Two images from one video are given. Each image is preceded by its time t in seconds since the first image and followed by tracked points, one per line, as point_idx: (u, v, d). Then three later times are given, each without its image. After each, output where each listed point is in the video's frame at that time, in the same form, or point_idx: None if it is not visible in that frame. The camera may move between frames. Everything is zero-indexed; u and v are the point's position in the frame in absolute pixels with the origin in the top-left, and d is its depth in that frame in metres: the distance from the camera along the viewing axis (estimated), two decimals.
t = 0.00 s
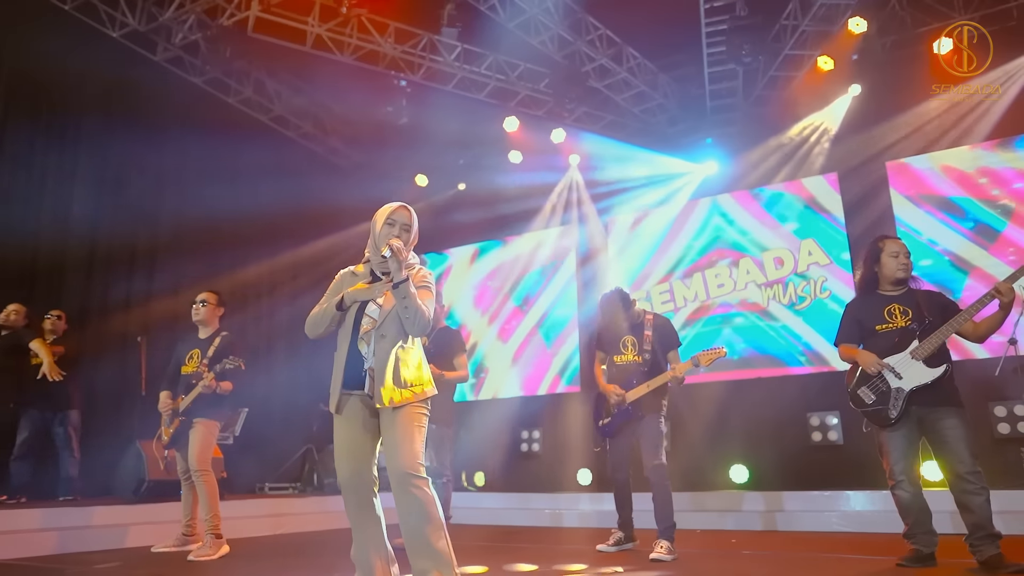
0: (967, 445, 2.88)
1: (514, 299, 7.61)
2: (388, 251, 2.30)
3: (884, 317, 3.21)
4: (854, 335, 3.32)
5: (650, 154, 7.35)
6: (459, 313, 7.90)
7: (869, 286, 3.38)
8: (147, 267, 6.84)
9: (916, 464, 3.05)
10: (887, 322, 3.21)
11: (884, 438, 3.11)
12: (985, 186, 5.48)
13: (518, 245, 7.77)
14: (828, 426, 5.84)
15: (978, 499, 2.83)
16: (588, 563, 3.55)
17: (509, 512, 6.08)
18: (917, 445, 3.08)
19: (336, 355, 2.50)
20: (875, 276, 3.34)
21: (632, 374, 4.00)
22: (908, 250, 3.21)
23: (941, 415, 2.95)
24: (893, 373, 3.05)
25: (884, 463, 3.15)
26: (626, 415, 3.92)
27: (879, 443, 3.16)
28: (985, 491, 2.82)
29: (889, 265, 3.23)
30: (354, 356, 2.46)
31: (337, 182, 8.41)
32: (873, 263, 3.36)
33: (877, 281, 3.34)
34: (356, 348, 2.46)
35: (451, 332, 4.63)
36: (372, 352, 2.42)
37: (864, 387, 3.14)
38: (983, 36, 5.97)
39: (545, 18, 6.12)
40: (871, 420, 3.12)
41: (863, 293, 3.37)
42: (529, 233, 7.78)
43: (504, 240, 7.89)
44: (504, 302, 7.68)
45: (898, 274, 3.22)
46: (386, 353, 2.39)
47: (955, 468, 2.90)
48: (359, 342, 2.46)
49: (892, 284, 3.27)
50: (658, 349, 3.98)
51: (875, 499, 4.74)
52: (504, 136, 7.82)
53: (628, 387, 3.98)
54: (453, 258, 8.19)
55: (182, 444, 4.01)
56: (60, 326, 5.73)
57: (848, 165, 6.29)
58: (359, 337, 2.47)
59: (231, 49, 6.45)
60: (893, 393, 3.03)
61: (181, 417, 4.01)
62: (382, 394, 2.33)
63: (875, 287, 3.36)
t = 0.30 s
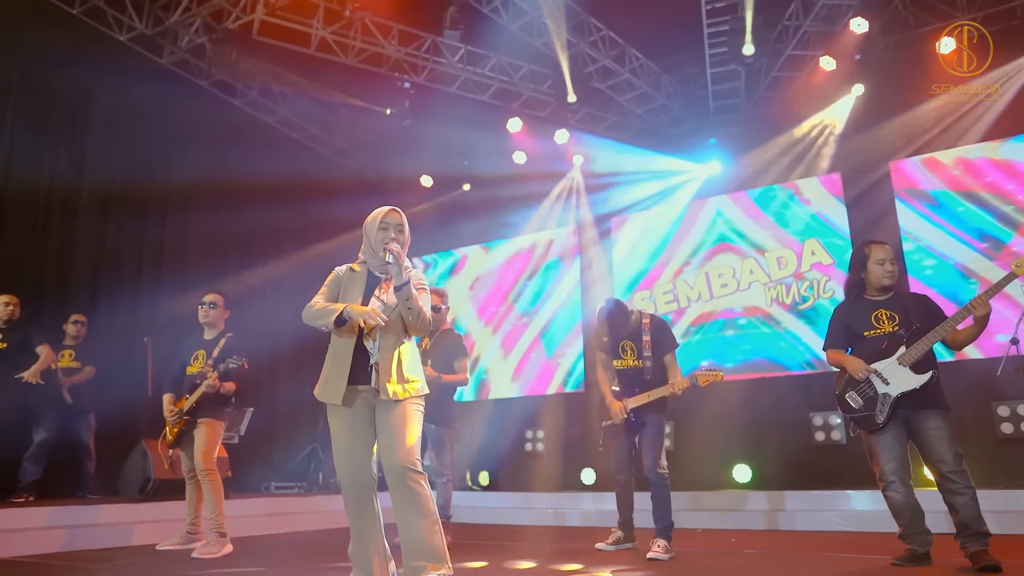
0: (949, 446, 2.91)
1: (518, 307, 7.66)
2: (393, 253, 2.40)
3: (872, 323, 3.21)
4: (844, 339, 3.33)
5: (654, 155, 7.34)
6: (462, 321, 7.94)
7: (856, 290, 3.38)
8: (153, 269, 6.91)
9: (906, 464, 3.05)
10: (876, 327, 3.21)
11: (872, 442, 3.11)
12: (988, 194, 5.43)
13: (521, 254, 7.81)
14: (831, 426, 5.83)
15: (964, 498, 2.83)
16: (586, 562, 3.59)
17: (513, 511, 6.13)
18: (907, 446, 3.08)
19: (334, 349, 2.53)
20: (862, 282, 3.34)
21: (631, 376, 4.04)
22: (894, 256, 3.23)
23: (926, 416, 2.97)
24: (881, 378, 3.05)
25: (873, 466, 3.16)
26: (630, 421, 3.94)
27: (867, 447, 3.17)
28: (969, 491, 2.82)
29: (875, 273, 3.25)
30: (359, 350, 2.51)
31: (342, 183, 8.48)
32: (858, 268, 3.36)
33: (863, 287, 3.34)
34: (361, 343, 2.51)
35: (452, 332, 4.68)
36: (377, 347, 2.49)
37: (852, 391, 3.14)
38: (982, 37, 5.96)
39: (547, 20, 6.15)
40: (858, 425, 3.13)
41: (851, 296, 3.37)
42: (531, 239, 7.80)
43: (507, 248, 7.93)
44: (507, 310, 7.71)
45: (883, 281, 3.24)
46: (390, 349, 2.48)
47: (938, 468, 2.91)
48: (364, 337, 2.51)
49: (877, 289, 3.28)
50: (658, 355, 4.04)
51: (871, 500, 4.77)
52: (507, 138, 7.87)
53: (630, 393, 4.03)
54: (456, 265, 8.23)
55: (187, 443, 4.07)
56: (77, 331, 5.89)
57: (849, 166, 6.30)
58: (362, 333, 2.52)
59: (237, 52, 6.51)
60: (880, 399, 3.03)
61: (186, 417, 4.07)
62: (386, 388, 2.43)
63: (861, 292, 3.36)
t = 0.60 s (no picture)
0: (940, 446, 2.93)
1: (520, 316, 7.65)
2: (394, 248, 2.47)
3: (865, 325, 3.23)
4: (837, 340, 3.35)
5: (654, 158, 7.39)
6: (463, 332, 7.91)
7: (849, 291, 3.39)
8: (158, 271, 6.98)
9: (898, 465, 3.08)
10: (869, 330, 3.23)
11: (865, 444, 3.14)
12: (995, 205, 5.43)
13: (522, 261, 7.82)
14: (832, 426, 5.83)
15: (954, 497, 2.85)
16: (584, 562, 3.63)
17: (513, 511, 6.17)
18: (899, 447, 3.11)
19: (343, 336, 2.59)
20: (855, 283, 3.36)
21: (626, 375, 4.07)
22: (886, 259, 3.25)
23: (917, 418, 3.00)
24: (874, 382, 3.08)
25: (867, 467, 3.18)
26: (623, 415, 3.92)
27: (861, 448, 3.20)
28: (959, 490, 2.85)
29: (868, 276, 3.26)
30: (370, 342, 2.56)
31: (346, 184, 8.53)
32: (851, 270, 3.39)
33: (857, 288, 3.35)
34: (371, 334, 2.56)
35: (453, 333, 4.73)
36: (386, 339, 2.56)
37: (845, 394, 3.17)
38: (983, 36, 5.90)
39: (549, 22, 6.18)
40: (851, 428, 3.16)
41: (844, 297, 3.39)
42: (532, 244, 7.81)
43: (508, 256, 7.93)
44: (508, 318, 7.71)
45: (877, 284, 3.25)
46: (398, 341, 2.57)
47: (928, 469, 2.94)
48: (374, 329, 2.57)
49: (871, 291, 3.30)
50: (653, 351, 4.04)
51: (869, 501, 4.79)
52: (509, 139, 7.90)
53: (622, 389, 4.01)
54: (459, 276, 8.21)
55: (190, 444, 4.12)
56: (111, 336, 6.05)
57: (850, 167, 6.31)
58: (372, 325, 2.57)
59: (240, 55, 6.55)
60: (873, 402, 3.06)
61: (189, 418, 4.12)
62: (396, 379, 2.50)
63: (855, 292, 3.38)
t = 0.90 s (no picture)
0: (933, 445, 2.96)
1: (521, 325, 7.60)
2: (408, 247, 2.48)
3: (860, 326, 3.25)
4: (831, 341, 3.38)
5: (654, 160, 7.42)
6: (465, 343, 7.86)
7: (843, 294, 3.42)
8: (162, 272, 7.03)
9: (892, 465, 3.11)
10: (864, 331, 3.25)
11: (860, 443, 3.17)
12: (999, 215, 5.38)
13: (524, 270, 7.78)
14: (832, 427, 5.85)
15: (947, 496, 2.87)
16: (582, 561, 3.66)
17: (514, 511, 6.22)
18: (893, 447, 3.14)
19: (357, 337, 2.63)
20: (850, 285, 3.38)
21: (621, 374, 4.09)
22: (880, 262, 3.26)
23: (911, 418, 3.03)
24: (868, 383, 3.10)
25: (861, 467, 3.21)
26: (618, 414, 3.96)
27: (855, 447, 3.23)
28: (951, 489, 2.88)
29: (862, 278, 3.28)
30: (382, 342, 2.59)
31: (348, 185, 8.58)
32: (847, 272, 3.40)
33: (852, 290, 3.38)
34: (384, 334, 2.59)
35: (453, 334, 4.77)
36: (399, 339, 2.60)
37: (839, 394, 3.20)
38: (983, 36, 5.90)
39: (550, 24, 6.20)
40: (846, 427, 3.19)
41: (839, 299, 3.42)
42: (533, 252, 7.78)
43: (510, 265, 7.89)
44: (510, 328, 7.66)
45: (870, 286, 3.27)
46: (409, 342, 2.62)
47: (921, 467, 2.97)
48: (387, 329, 2.60)
49: (865, 293, 3.32)
50: (647, 351, 4.09)
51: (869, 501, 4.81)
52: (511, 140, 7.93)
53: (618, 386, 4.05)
54: (462, 287, 8.17)
55: (194, 444, 4.16)
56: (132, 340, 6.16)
57: (850, 167, 6.33)
58: (385, 326, 2.61)
59: (244, 59, 6.61)
60: (867, 402, 3.09)
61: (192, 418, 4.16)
62: (408, 378, 2.55)
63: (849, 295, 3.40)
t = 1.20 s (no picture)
0: (922, 444, 2.99)
1: (521, 335, 7.57)
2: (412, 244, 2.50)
3: (849, 327, 3.29)
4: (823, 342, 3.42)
5: (652, 162, 7.44)
6: (464, 356, 7.83)
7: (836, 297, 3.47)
8: (164, 272, 7.09)
9: (882, 464, 3.15)
10: (853, 331, 3.29)
11: (850, 442, 3.21)
12: (996, 226, 5.35)
13: (524, 281, 7.77)
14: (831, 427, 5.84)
15: (935, 495, 2.90)
16: (578, 560, 3.70)
17: (513, 510, 6.25)
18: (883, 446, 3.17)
19: (370, 335, 2.66)
20: (841, 288, 3.42)
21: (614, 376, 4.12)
22: (869, 265, 3.30)
23: (899, 417, 3.06)
24: (855, 380, 3.14)
25: (853, 466, 3.25)
26: (611, 416, 4.00)
27: (846, 446, 3.27)
28: (939, 488, 2.90)
29: (851, 281, 3.32)
30: (392, 340, 2.64)
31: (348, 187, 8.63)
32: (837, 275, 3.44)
33: (843, 292, 3.41)
34: (393, 332, 2.63)
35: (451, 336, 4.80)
36: (409, 334, 2.63)
37: (828, 392, 3.24)
38: (983, 36, 5.88)
39: (549, 26, 6.23)
40: (834, 424, 3.23)
41: (832, 302, 3.45)
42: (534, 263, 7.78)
43: (510, 276, 7.88)
44: (510, 339, 7.63)
45: (860, 289, 3.31)
46: (418, 337, 2.64)
47: (911, 465, 3.00)
48: (396, 327, 2.64)
49: (856, 295, 3.35)
50: (639, 354, 4.12)
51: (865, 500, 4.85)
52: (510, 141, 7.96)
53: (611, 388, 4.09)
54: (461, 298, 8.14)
55: (194, 444, 4.20)
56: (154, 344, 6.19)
57: (848, 169, 6.35)
58: (393, 322, 2.64)
59: (245, 61, 6.66)
60: (854, 399, 3.13)
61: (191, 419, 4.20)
62: (419, 373, 2.56)
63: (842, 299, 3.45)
